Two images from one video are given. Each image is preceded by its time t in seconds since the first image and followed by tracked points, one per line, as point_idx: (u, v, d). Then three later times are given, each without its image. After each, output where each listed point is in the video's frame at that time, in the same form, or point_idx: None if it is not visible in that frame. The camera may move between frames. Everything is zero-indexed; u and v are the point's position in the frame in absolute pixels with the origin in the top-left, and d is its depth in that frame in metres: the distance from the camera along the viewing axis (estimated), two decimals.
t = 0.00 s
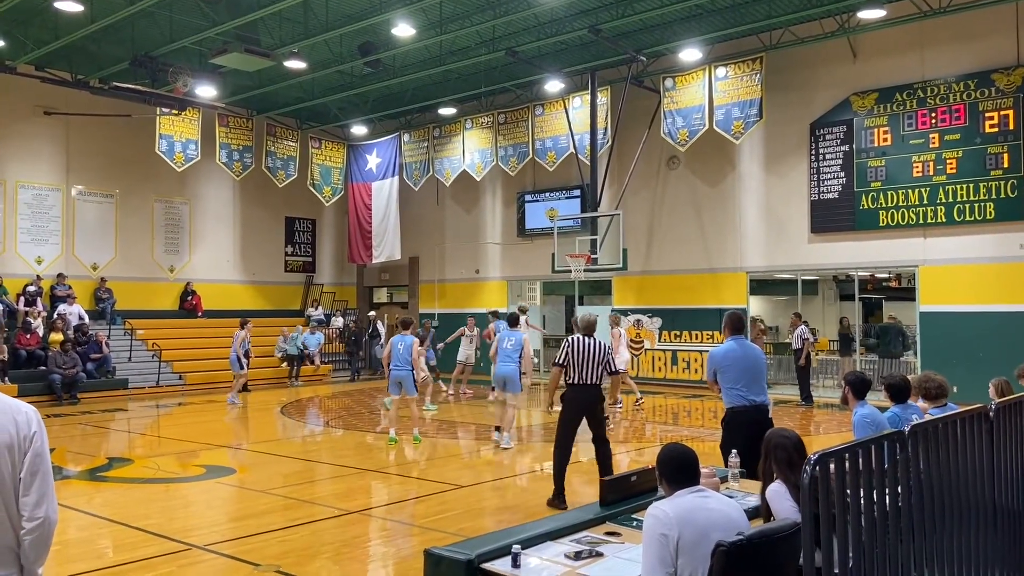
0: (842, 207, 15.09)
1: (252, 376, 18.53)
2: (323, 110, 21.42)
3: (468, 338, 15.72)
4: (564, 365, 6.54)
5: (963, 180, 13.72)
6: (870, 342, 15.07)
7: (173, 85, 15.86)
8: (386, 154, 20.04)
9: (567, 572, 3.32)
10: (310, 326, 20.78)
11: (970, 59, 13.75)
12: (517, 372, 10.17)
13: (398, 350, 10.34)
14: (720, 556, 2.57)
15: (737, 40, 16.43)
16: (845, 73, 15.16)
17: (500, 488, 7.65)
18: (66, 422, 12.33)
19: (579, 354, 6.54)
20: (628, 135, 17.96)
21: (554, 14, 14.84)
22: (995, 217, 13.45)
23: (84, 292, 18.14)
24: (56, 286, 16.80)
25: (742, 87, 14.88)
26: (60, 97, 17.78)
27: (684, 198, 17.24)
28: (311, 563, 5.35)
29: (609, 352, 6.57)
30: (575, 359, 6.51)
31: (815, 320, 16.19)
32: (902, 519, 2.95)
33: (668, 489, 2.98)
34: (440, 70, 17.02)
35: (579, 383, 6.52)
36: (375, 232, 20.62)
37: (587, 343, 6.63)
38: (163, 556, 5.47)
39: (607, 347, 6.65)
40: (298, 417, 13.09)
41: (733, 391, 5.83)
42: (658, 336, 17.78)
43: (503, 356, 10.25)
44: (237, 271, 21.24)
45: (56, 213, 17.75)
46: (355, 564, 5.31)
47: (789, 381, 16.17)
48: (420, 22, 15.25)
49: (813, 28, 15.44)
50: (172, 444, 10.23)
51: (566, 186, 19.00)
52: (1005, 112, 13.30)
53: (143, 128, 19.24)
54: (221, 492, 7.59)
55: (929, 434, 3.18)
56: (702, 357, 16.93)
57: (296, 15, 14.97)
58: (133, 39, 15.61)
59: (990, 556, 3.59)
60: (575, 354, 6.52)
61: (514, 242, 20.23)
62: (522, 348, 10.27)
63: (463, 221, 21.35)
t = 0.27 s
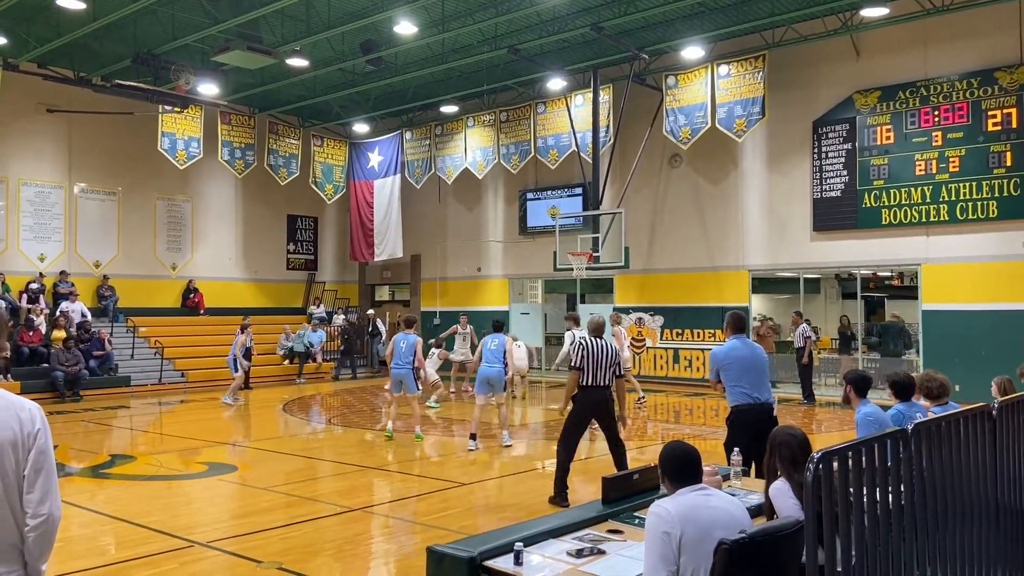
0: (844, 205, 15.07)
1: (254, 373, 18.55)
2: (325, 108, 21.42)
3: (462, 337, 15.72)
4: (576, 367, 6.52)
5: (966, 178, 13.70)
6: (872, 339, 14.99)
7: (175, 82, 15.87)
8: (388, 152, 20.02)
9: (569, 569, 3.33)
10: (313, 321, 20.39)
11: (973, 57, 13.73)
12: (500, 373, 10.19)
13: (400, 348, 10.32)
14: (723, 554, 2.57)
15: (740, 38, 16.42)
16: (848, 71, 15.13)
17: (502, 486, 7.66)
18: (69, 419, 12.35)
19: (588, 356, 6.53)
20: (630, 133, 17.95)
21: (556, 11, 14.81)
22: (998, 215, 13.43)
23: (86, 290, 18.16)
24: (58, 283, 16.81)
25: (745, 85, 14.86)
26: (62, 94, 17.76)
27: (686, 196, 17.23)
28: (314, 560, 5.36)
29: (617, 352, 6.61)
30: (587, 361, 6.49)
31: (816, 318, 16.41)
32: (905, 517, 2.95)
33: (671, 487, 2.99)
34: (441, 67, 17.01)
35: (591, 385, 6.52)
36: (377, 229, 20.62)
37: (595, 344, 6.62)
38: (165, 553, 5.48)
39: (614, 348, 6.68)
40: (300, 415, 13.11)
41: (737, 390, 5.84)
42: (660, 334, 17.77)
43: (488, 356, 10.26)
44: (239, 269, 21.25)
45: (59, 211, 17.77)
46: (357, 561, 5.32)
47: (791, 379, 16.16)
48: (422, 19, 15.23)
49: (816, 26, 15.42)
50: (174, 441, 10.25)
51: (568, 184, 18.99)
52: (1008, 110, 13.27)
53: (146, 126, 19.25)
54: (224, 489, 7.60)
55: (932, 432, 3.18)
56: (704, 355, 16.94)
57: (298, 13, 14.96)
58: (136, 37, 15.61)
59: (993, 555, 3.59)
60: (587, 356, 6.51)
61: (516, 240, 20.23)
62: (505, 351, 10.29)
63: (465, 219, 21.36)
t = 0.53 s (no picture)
0: (847, 204, 15.05)
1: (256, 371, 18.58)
2: (327, 106, 21.42)
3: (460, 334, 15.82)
4: (575, 364, 6.54)
5: (969, 176, 13.68)
6: (874, 338, 15.00)
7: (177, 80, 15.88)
8: (389, 149, 20.01)
9: (571, 567, 3.32)
10: (314, 319, 19.89)
11: (976, 55, 13.71)
12: (499, 369, 10.24)
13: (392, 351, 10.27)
14: (725, 552, 2.57)
15: (742, 36, 16.40)
16: (850, 69, 15.11)
17: (503, 484, 7.67)
18: (72, 417, 12.38)
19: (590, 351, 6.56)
20: (632, 131, 17.94)
21: (558, 9, 14.79)
22: (1001, 213, 13.41)
23: (88, 287, 18.18)
24: (61, 281, 16.83)
25: (747, 83, 14.85)
26: (65, 92, 17.80)
27: (688, 194, 17.23)
28: (316, 558, 5.37)
29: (621, 349, 6.61)
30: (586, 357, 6.51)
31: (818, 317, 16.04)
32: (907, 515, 2.95)
33: (672, 485, 2.99)
34: (443, 65, 17.02)
35: (591, 380, 6.54)
36: (379, 227, 20.63)
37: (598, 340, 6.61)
38: (168, 551, 5.49)
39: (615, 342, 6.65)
40: (302, 412, 13.12)
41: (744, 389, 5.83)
42: (661, 332, 17.77)
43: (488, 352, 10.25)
44: (241, 266, 21.27)
45: (61, 208, 17.79)
46: (359, 559, 5.33)
47: (793, 377, 16.15)
48: (424, 17, 15.23)
49: (819, 23, 15.39)
50: (176, 439, 10.26)
51: (570, 182, 18.98)
52: (1011, 107, 13.24)
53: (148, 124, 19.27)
54: (226, 486, 7.61)
55: (935, 430, 3.17)
56: (706, 353, 16.94)
57: (300, 11, 14.96)
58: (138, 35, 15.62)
59: (995, 553, 3.59)
60: (586, 351, 6.52)
61: (518, 238, 20.22)
62: (502, 345, 10.33)
63: (466, 217, 21.37)
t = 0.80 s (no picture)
0: (847, 202, 15.04)
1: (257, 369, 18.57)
2: (327, 104, 21.41)
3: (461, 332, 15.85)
4: (572, 364, 6.56)
5: (969, 174, 13.67)
6: (874, 336, 15.03)
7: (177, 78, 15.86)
8: (389, 148, 20.00)
9: (571, 565, 3.32)
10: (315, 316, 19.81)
11: (976, 53, 13.70)
12: (504, 368, 10.22)
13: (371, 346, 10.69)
14: (725, 550, 2.57)
15: (743, 34, 16.38)
16: (850, 67, 15.10)
17: (503, 482, 7.67)
18: (72, 415, 12.38)
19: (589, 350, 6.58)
20: (632, 129, 17.93)
21: (558, 7, 14.76)
22: (1001, 211, 13.41)
23: (88, 285, 18.17)
24: (61, 279, 16.82)
25: (748, 81, 14.86)
26: (65, 90, 17.80)
27: (688, 192, 17.21)
28: (316, 556, 5.37)
29: (618, 347, 6.60)
30: (582, 356, 6.53)
31: (818, 314, 16.45)
32: (906, 514, 2.95)
33: (672, 484, 2.99)
34: (444, 63, 17.00)
35: (589, 379, 6.54)
36: (379, 226, 20.63)
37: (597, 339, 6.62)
38: (168, 549, 5.49)
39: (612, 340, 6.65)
40: (301, 410, 13.12)
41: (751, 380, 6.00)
42: (662, 330, 17.76)
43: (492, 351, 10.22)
44: (241, 264, 21.25)
45: (61, 206, 17.78)
46: (359, 557, 5.33)
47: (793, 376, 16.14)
48: (424, 15, 15.22)
49: (819, 22, 15.38)
50: (176, 437, 10.26)
51: (570, 180, 18.98)
52: (1011, 106, 13.24)
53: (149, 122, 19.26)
54: (226, 485, 7.61)
55: (934, 428, 3.17)
56: (706, 352, 16.93)
57: (301, 9, 14.95)
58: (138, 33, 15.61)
59: (995, 551, 3.59)
60: (583, 350, 6.54)
61: (518, 237, 20.22)
62: (506, 343, 10.28)
63: (466, 216, 21.36)
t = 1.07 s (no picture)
0: (847, 200, 15.04)
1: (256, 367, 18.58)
2: (326, 102, 21.38)
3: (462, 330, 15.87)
4: (571, 362, 6.56)
5: (969, 172, 13.67)
6: (873, 334, 15.12)
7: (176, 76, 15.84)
8: (390, 146, 20.01)
9: (570, 563, 3.33)
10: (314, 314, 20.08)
11: (975, 51, 13.69)
12: (513, 365, 10.22)
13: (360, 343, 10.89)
14: (724, 547, 2.58)
15: (742, 32, 16.36)
16: (850, 65, 15.09)
17: (503, 480, 7.68)
18: (72, 413, 12.39)
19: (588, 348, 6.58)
20: (632, 127, 17.92)
21: (558, 5, 14.73)
22: (1001, 209, 13.41)
23: (88, 284, 18.16)
24: (60, 278, 16.83)
25: (747, 79, 14.85)
26: (64, 89, 17.79)
27: (688, 190, 17.21)
28: (316, 554, 5.37)
29: (616, 344, 6.60)
30: (582, 354, 6.54)
31: (817, 312, 16.52)
32: (905, 512, 2.95)
33: (671, 481, 3.00)
34: (443, 61, 16.98)
35: (588, 377, 6.54)
36: (379, 224, 20.62)
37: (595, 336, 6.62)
38: (167, 547, 5.50)
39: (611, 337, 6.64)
40: (301, 408, 13.13)
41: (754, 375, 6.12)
42: (661, 328, 17.76)
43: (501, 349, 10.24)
44: (240, 263, 21.24)
45: (60, 204, 17.77)
46: (359, 555, 5.34)
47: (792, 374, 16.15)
48: (424, 13, 15.18)
49: (819, 20, 15.36)
50: (176, 435, 10.27)
51: (570, 178, 18.98)
52: (1011, 104, 13.23)
53: (148, 120, 19.25)
54: (225, 483, 7.62)
55: (933, 427, 3.18)
56: (706, 350, 16.94)
57: (300, 7, 14.92)
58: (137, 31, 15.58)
59: (994, 549, 3.60)
60: (582, 348, 6.55)
61: (518, 235, 20.21)
62: (516, 342, 10.30)
63: (466, 213, 21.36)
